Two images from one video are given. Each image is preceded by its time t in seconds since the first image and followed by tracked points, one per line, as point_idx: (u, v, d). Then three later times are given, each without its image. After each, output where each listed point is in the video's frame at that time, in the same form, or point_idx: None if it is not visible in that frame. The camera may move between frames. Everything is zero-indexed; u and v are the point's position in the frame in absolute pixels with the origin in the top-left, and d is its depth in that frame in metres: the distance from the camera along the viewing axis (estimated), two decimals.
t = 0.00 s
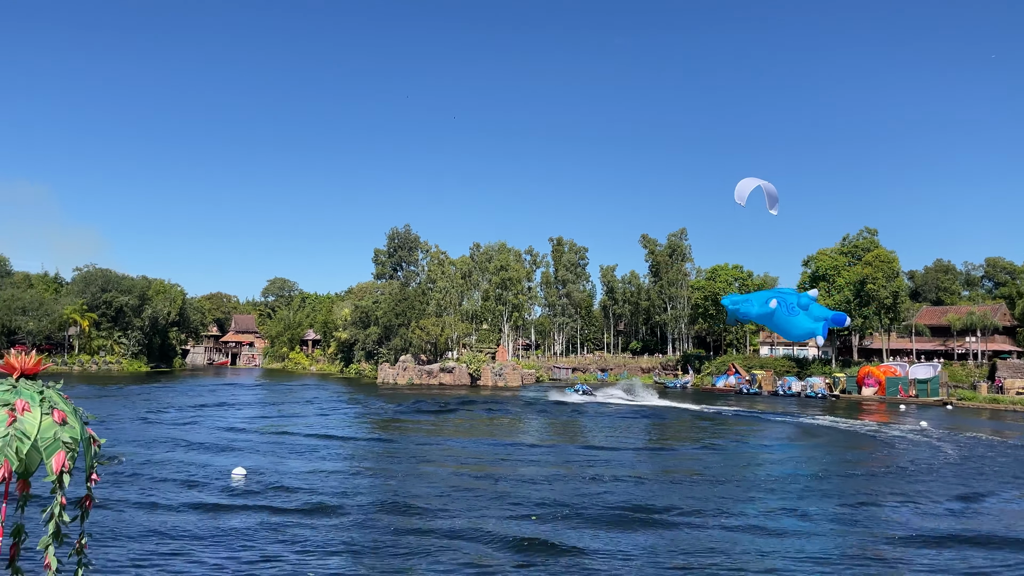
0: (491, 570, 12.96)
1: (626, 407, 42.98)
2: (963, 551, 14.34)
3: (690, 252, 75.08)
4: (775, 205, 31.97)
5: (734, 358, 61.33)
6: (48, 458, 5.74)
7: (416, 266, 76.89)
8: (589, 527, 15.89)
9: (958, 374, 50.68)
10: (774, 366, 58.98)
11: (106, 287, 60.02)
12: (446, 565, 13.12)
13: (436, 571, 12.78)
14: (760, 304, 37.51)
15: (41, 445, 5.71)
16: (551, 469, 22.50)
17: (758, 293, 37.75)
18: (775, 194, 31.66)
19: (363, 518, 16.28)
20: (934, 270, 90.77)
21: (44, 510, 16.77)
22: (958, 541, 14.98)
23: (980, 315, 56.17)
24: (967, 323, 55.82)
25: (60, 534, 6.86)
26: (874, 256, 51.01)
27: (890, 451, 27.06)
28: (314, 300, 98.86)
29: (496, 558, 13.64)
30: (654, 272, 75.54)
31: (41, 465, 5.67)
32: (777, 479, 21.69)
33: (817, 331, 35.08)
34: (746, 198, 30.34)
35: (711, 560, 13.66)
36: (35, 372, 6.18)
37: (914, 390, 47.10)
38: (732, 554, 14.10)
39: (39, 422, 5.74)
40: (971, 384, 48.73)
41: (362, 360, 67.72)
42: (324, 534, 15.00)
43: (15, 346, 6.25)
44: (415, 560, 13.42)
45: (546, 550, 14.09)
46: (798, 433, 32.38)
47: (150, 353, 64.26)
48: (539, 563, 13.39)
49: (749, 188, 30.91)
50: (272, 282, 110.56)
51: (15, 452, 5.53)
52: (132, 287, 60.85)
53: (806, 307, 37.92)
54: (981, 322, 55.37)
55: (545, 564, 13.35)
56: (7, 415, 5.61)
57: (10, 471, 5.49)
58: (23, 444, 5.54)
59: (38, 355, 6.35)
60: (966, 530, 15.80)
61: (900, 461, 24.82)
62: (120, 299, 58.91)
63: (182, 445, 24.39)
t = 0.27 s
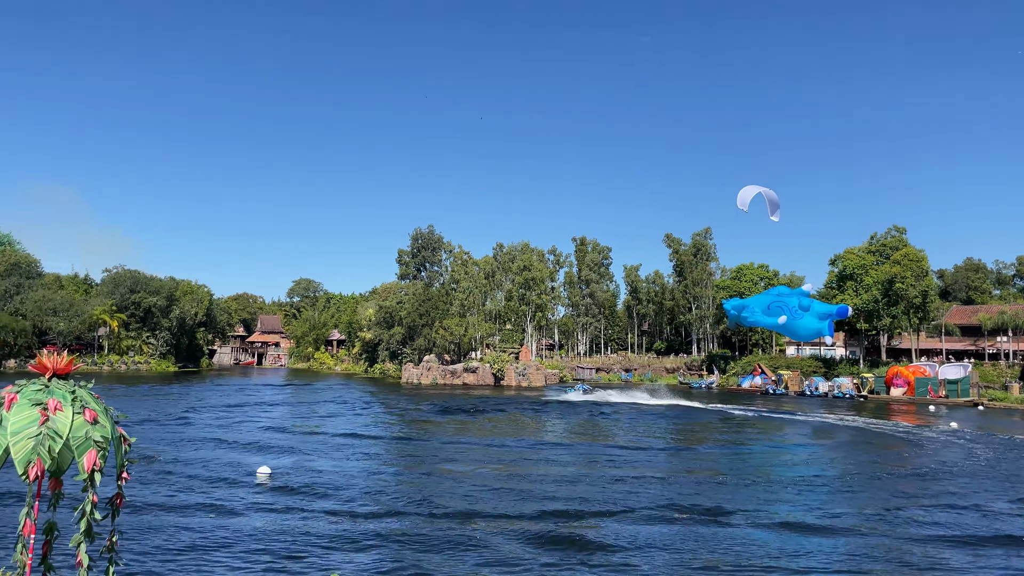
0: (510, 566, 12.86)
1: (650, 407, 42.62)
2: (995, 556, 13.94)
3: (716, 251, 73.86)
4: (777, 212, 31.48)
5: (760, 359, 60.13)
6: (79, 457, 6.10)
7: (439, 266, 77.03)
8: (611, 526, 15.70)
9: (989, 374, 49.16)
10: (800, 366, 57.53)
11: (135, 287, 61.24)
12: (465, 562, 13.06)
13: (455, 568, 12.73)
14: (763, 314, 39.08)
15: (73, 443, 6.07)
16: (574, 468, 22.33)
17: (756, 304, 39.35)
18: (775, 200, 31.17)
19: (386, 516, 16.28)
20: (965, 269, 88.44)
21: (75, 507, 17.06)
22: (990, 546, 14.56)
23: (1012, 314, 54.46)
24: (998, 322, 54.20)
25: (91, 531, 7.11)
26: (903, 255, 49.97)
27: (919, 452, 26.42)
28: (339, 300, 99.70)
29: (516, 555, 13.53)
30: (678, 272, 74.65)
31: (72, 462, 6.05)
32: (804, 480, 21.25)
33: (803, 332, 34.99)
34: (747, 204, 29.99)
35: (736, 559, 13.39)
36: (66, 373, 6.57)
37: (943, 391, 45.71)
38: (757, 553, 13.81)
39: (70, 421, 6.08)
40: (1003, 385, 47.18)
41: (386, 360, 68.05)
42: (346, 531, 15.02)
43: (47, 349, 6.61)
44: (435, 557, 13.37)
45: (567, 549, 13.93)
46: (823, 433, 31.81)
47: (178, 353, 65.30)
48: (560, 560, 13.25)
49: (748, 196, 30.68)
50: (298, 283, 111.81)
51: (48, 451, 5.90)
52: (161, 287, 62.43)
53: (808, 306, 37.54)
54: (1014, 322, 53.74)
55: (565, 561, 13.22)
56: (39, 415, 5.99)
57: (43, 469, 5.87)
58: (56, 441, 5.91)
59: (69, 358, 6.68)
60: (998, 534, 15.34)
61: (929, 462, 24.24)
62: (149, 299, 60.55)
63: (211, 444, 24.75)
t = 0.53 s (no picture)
0: (533, 564, 12.74)
1: (673, 407, 42.21)
2: None
3: (740, 250, 73.20)
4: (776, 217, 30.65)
5: (785, 358, 58.67)
6: (110, 455, 6.24)
7: (462, 266, 77.11)
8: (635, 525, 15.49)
9: (1021, 373, 48.08)
10: (827, 365, 56.49)
11: (162, 288, 62.34)
12: (488, 560, 12.96)
13: (478, 565, 12.64)
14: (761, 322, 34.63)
15: (104, 442, 6.21)
16: (599, 468, 22.07)
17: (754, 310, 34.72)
18: (774, 207, 30.49)
19: (410, 515, 16.21)
20: (996, 266, 86.27)
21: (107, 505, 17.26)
22: None
23: None
24: None
25: (121, 529, 7.16)
26: (931, 253, 49.03)
27: (950, 452, 25.80)
28: (362, 301, 100.45)
29: (540, 553, 13.40)
30: (702, 271, 73.72)
31: (103, 461, 6.19)
32: (832, 481, 20.78)
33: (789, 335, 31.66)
34: (743, 215, 28.84)
35: (765, 560, 13.08)
36: (98, 372, 6.68)
37: (973, 391, 44.91)
38: (785, 553, 13.51)
39: (101, 421, 6.21)
40: None
41: (409, 360, 68.32)
42: (370, 529, 14.98)
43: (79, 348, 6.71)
44: (459, 554, 13.30)
45: (592, 548, 13.75)
46: (850, 433, 31.19)
47: (205, 353, 66.32)
48: (583, 560, 13.10)
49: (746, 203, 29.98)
50: (322, 284, 112.88)
51: (80, 449, 6.04)
52: (188, 288, 63.49)
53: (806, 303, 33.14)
54: None
55: (588, 560, 13.05)
56: (71, 414, 6.14)
57: (75, 467, 6.01)
58: (86, 441, 6.06)
59: (101, 357, 6.76)
60: None
61: (960, 461, 23.66)
62: (177, 299, 61.49)
63: (237, 443, 25.02)
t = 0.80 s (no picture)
0: (557, 568, 12.59)
1: (696, 407, 41.69)
2: None
3: (763, 249, 72.27)
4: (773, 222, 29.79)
5: (810, 358, 57.65)
6: (138, 454, 6.20)
7: (484, 266, 77.07)
8: (660, 528, 15.25)
9: None
10: (853, 365, 54.85)
11: (187, 289, 63.30)
12: (511, 563, 12.85)
13: (501, 568, 12.55)
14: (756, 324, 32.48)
15: (132, 441, 6.17)
16: (624, 468, 21.78)
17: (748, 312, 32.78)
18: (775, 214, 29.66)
19: (434, 514, 16.11)
20: None
21: (136, 504, 17.44)
22: None
23: None
24: None
25: (150, 527, 7.08)
26: (958, 251, 47.54)
27: (982, 452, 25.11)
28: (385, 301, 101.00)
29: (563, 557, 13.25)
30: (725, 270, 72.79)
31: (131, 460, 6.15)
32: (862, 482, 20.28)
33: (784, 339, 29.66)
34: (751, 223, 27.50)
35: (793, 568, 12.80)
36: (127, 372, 6.66)
37: (1004, 390, 44.04)
38: (814, 560, 13.21)
39: (129, 420, 6.18)
40: None
41: (431, 360, 68.46)
42: (395, 528, 14.92)
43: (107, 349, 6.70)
44: (482, 557, 13.19)
45: (615, 552, 13.56)
46: (878, 433, 30.55)
47: (229, 353, 67.26)
48: (604, 563, 12.93)
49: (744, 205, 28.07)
50: (344, 284, 113.72)
51: (109, 448, 6.01)
52: (213, 289, 64.37)
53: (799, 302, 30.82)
54: None
55: (611, 564, 12.88)
56: (100, 413, 6.11)
57: (103, 466, 5.97)
58: (115, 440, 6.02)
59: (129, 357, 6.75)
60: None
61: (992, 462, 23.01)
62: (202, 300, 62.36)
63: (260, 442, 25.17)
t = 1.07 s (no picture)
0: (574, 566, 12.48)
1: (718, 406, 41.24)
2: None
3: (786, 247, 71.20)
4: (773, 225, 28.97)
5: (834, 358, 56.87)
6: (164, 453, 6.19)
7: (504, 266, 77.03)
8: (683, 526, 15.02)
9: None
10: (878, 365, 53.95)
11: (211, 289, 64.00)
12: (531, 561, 12.73)
13: (521, 566, 12.43)
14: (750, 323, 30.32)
15: (158, 440, 6.16)
16: (646, 467, 21.52)
17: (741, 312, 30.60)
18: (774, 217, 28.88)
19: (454, 512, 16.01)
20: None
21: (161, 502, 17.59)
22: None
23: None
24: None
25: (176, 525, 7.06)
26: (986, 248, 46.47)
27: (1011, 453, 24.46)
28: (406, 300, 101.46)
29: (584, 555, 13.09)
30: (748, 269, 71.85)
31: (157, 458, 6.14)
32: (890, 482, 19.83)
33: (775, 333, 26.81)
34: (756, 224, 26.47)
35: (819, 568, 12.51)
36: (153, 371, 6.67)
37: None
38: (841, 560, 12.90)
39: (155, 419, 6.17)
40: None
41: (452, 359, 68.56)
42: (416, 526, 14.86)
43: (133, 349, 6.71)
44: (503, 555, 13.07)
45: (637, 550, 13.38)
46: (904, 433, 29.92)
47: (252, 352, 68.02)
48: (622, 561, 12.75)
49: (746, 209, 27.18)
50: (366, 284, 114.45)
51: (135, 446, 6.00)
52: (236, 289, 65.13)
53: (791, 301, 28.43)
54: None
55: (632, 562, 12.71)
56: (127, 412, 6.11)
57: (131, 464, 5.97)
58: (142, 439, 6.02)
59: (155, 357, 6.76)
60: None
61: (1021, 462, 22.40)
62: (225, 300, 63.15)
63: (283, 441, 25.34)
